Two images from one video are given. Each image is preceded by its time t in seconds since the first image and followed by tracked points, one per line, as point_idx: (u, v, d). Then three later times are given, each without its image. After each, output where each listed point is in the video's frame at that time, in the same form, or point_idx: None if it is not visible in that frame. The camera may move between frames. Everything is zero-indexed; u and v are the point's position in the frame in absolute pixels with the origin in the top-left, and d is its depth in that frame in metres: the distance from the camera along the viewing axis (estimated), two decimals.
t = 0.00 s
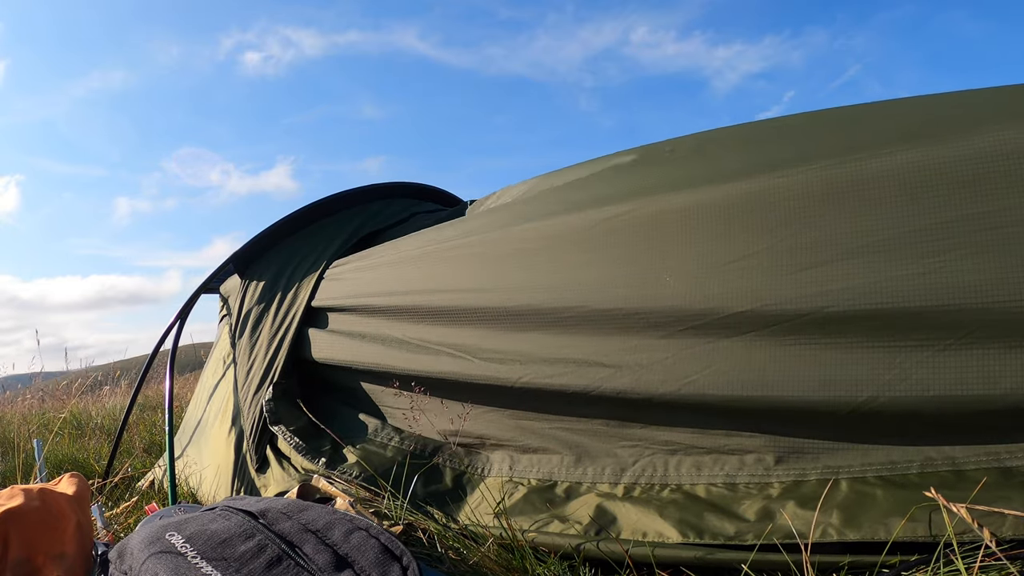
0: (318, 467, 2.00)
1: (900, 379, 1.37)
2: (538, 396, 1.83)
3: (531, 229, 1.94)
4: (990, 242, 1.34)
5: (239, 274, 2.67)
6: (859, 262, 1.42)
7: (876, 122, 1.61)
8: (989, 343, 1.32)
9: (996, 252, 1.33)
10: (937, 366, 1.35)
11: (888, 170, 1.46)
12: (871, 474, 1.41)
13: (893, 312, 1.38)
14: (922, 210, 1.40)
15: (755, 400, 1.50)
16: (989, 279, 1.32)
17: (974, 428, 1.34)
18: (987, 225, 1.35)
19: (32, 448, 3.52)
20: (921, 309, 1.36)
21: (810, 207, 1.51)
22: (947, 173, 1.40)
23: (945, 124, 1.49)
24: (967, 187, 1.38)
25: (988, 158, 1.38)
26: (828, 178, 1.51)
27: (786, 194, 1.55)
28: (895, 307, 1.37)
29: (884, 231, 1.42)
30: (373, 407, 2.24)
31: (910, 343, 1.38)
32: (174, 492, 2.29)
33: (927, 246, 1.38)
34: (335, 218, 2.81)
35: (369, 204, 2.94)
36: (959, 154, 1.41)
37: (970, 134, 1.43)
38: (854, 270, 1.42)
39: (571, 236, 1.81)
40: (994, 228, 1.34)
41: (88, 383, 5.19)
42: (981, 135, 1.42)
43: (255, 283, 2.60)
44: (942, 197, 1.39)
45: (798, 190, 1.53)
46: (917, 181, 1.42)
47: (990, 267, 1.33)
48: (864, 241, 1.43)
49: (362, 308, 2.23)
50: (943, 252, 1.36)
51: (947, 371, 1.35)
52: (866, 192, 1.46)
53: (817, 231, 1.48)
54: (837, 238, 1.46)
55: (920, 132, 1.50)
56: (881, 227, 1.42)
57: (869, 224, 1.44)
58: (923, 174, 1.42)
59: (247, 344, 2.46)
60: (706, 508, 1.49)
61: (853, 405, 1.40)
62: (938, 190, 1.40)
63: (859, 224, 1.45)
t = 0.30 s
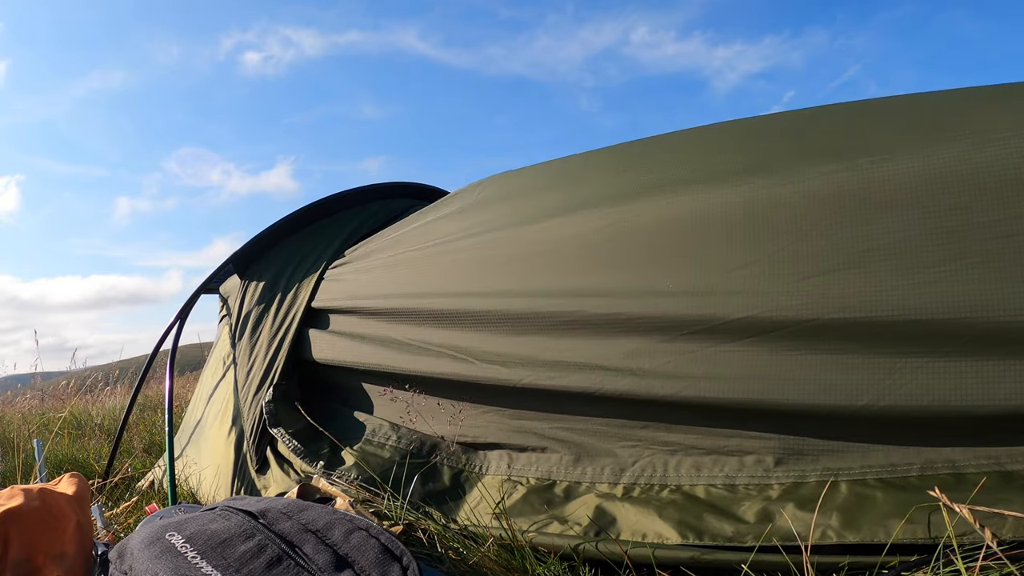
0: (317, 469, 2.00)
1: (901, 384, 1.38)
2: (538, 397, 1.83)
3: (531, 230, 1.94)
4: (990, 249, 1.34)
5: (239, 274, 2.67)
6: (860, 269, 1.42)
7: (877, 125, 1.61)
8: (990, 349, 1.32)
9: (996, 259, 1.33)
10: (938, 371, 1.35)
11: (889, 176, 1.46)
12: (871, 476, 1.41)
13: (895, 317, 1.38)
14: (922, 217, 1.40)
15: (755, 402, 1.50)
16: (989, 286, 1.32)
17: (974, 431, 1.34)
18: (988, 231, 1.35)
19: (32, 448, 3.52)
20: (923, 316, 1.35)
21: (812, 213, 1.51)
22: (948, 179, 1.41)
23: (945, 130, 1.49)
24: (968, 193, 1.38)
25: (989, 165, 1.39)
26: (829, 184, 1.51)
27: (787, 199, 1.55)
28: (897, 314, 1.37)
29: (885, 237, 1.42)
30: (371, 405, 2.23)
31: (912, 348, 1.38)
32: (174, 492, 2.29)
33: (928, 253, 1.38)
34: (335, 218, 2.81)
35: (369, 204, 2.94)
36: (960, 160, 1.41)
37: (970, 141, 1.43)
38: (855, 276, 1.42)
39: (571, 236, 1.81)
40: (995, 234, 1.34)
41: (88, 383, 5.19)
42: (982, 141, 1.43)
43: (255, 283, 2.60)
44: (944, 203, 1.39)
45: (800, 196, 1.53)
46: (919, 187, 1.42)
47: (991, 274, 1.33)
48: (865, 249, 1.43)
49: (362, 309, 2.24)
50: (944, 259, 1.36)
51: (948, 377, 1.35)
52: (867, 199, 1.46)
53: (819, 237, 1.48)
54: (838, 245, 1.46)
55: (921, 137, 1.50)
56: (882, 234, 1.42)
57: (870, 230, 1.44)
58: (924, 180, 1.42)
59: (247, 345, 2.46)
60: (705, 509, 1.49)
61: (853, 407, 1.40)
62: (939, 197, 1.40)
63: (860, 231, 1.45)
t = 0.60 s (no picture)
0: (316, 470, 2.00)
1: (900, 387, 1.38)
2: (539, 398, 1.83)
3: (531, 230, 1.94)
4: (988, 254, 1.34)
5: (239, 274, 2.67)
6: (858, 272, 1.43)
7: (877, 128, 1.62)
8: (990, 352, 1.32)
9: (996, 262, 1.33)
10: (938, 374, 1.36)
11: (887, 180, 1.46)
12: (871, 477, 1.41)
13: (895, 319, 1.38)
14: (922, 221, 1.40)
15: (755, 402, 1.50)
16: (987, 289, 1.32)
17: (975, 432, 1.34)
18: (988, 234, 1.35)
19: (32, 448, 3.52)
20: (923, 319, 1.35)
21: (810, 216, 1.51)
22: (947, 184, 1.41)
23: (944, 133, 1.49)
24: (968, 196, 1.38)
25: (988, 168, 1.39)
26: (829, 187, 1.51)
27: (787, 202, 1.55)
28: (897, 317, 1.37)
29: (884, 242, 1.42)
30: (372, 406, 2.23)
31: (911, 350, 1.38)
32: (174, 492, 2.29)
33: (927, 257, 1.38)
34: (335, 219, 2.80)
35: (369, 204, 2.94)
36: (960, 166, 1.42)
37: (969, 145, 1.44)
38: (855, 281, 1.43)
39: (572, 237, 1.82)
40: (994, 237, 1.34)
41: (89, 382, 5.20)
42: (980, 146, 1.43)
43: (256, 284, 2.60)
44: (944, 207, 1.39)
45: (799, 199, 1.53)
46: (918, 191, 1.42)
47: (991, 276, 1.33)
48: (865, 253, 1.43)
49: (362, 310, 2.24)
50: (944, 263, 1.37)
51: (948, 379, 1.35)
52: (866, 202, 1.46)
53: (818, 241, 1.48)
54: (838, 249, 1.46)
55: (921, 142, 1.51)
56: (883, 239, 1.42)
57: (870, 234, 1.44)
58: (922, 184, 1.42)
59: (246, 345, 2.46)
60: (705, 510, 1.49)
61: (854, 408, 1.40)
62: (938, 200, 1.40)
63: (860, 235, 1.45)
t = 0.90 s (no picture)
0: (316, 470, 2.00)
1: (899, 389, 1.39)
2: (540, 398, 1.84)
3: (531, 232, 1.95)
4: (988, 255, 1.34)
5: (239, 274, 2.67)
6: (859, 273, 1.43)
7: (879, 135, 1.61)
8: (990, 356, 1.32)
9: (999, 268, 1.33)
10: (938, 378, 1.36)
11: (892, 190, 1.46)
12: (871, 480, 1.40)
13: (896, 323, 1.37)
14: (923, 225, 1.41)
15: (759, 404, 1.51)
16: (987, 291, 1.33)
17: (974, 435, 1.34)
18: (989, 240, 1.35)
19: (32, 448, 3.52)
20: (923, 320, 1.36)
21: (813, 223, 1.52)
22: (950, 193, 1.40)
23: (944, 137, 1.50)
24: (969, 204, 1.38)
25: (989, 177, 1.39)
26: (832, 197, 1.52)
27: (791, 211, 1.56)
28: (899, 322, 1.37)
29: (886, 250, 1.42)
30: (373, 406, 2.24)
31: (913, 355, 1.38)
32: (173, 492, 2.29)
33: (929, 265, 1.38)
34: (335, 219, 2.80)
35: (369, 204, 2.94)
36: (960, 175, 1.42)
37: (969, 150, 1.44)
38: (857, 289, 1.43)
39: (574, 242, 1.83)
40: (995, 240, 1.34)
41: (89, 382, 5.20)
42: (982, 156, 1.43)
43: (256, 284, 2.60)
44: (946, 214, 1.39)
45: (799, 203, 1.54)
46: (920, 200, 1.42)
47: (991, 278, 1.33)
48: (868, 261, 1.43)
49: (363, 311, 2.24)
50: (945, 270, 1.36)
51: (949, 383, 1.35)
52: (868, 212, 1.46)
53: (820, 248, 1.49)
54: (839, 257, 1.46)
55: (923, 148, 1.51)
56: (884, 246, 1.42)
57: (871, 242, 1.44)
58: (924, 189, 1.43)
59: (246, 345, 2.46)
60: (704, 512, 1.49)
61: (852, 412, 1.41)
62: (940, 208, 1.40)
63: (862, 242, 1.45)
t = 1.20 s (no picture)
0: (316, 467, 2.00)
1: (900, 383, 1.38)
2: (541, 396, 1.84)
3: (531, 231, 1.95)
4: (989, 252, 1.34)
5: (239, 275, 2.67)
6: (859, 271, 1.43)
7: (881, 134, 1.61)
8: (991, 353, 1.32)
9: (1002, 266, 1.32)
10: (939, 373, 1.35)
11: (893, 191, 1.46)
12: (871, 477, 1.40)
13: (898, 322, 1.37)
14: (923, 221, 1.40)
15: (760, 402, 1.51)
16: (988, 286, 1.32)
17: (974, 430, 1.34)
18: (992, 238, 1.34)
19: (32, 448, 3.52)
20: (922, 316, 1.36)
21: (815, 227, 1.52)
22: (953, 193, 1.40)
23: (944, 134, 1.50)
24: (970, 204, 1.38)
25: (991, 176, 1.39)
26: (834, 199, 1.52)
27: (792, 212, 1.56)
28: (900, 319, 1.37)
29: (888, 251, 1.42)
30: (374, 407, 2.25)
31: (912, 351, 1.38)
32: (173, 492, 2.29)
33: (931, 264, 1.37)
34: (335, 219, 2.80)
35: (370, 205, 2.95)
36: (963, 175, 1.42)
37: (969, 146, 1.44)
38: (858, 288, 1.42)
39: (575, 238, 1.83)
40: (997, 237, 1.34)
41: (89, 382, 5.20)
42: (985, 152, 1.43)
43: (256, 284, 2.60)
44: (949, 215, 1.39)
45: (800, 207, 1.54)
46: (922, 202, 1.42)
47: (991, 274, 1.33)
48: (870, 262, 1.43)
49: (364, 310, 2.24)
50: (947, 269, 1.36)
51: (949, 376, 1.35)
52: (870, 214, 1.47)
53: (822, 250, 1.49)
54: (841, 259, 1.46)
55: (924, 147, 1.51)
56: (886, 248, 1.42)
57: (874, 243, 1.44)
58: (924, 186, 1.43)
59: (246, 345, 2.45)
60: (705, 511, 1.49)
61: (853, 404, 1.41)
62: (942, 209, 1.40)
63: (865, 244, 1.45)
